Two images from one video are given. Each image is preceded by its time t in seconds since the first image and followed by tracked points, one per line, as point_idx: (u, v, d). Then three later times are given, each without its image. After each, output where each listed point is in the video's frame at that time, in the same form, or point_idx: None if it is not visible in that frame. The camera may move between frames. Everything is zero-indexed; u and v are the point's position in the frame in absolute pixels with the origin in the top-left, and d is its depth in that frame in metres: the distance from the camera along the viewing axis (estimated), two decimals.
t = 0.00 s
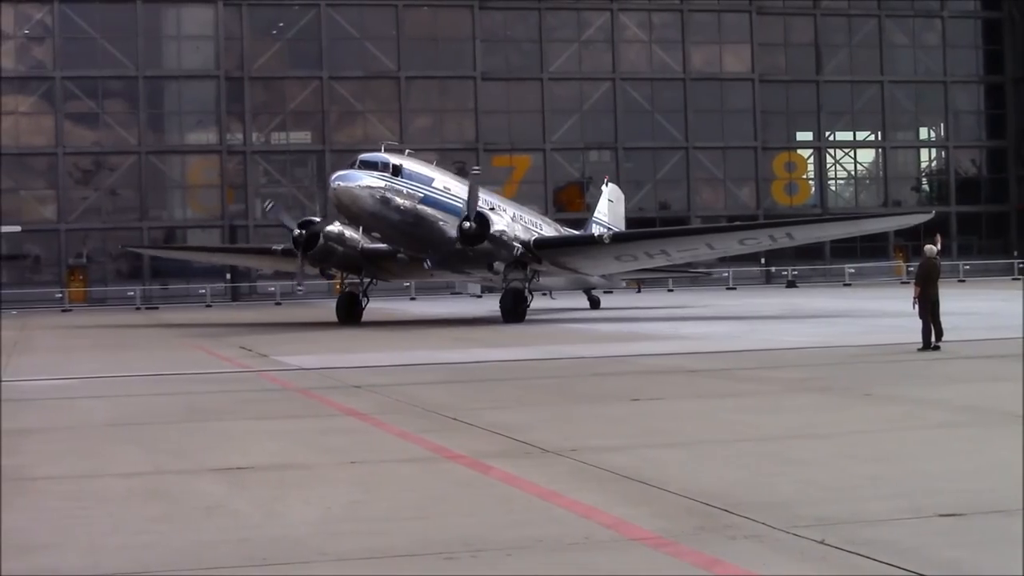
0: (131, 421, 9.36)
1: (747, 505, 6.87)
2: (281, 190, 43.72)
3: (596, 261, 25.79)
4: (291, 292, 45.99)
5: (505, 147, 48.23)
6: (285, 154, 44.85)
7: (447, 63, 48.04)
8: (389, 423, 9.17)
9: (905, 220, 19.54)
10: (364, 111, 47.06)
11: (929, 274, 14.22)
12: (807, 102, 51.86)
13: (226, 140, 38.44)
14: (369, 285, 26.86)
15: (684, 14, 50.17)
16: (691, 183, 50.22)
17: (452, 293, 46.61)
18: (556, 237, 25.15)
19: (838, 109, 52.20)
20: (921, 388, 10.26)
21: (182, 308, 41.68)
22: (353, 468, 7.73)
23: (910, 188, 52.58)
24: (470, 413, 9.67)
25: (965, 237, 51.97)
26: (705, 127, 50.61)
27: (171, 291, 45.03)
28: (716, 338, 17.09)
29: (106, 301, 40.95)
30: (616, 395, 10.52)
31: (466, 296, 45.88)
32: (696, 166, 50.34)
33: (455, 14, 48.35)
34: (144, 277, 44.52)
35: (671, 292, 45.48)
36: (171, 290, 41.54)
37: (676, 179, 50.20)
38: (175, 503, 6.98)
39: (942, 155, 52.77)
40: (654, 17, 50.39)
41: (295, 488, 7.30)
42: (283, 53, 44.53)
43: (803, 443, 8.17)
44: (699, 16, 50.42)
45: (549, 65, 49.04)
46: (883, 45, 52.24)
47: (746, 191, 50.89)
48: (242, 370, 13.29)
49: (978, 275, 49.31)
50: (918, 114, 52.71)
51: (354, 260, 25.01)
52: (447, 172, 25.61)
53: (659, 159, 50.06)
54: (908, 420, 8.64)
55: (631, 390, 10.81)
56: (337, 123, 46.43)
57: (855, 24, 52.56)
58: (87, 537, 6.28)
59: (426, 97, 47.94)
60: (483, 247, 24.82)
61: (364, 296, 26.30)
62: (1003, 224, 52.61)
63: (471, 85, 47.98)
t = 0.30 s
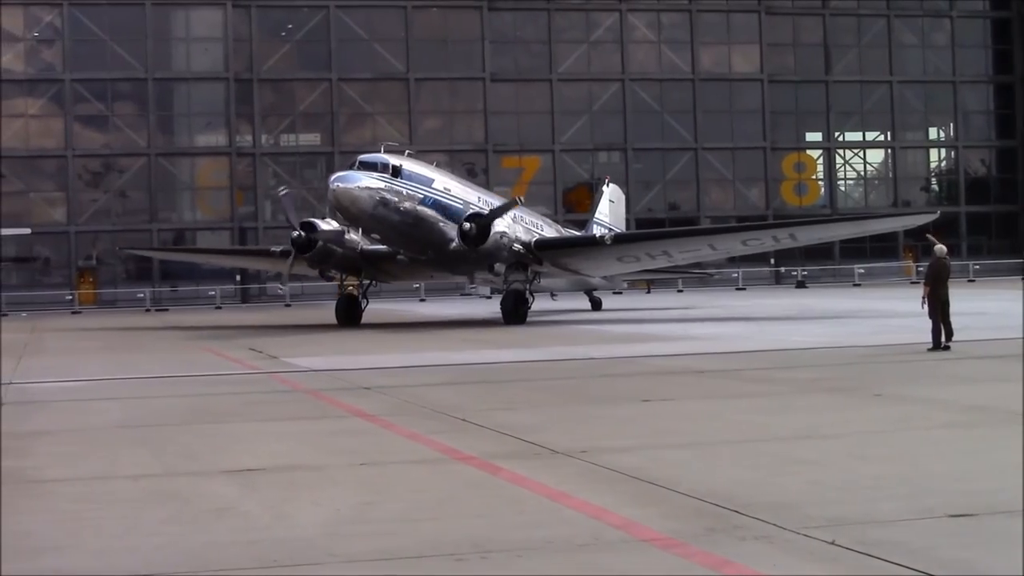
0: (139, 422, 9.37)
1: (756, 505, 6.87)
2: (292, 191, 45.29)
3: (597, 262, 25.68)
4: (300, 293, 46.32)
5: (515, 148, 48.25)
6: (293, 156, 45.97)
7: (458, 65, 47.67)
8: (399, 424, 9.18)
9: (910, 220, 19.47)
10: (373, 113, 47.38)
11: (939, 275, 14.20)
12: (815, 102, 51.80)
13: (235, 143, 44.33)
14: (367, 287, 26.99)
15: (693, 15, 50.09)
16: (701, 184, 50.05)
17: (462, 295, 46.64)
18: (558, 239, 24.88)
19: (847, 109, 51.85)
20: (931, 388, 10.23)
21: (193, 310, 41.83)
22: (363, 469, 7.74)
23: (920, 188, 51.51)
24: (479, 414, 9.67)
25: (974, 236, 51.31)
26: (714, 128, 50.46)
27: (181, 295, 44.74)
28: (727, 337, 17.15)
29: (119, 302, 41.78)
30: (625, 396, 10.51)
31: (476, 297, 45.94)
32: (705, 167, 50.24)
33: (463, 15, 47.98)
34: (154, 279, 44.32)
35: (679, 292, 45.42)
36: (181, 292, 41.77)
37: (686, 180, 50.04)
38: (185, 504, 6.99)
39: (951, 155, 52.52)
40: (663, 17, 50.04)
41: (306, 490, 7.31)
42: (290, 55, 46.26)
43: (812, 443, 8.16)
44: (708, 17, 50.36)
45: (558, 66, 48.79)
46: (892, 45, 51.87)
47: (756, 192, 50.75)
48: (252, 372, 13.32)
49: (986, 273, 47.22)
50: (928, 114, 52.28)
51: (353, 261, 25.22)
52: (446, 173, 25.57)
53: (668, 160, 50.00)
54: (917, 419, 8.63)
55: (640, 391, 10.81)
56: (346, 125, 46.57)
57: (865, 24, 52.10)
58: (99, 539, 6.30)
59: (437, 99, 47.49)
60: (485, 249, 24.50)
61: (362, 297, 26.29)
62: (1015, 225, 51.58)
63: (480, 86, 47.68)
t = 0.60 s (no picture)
0: (155, 426, 9.39)
1: (772, 509, 6.85)
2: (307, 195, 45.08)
3: (603, 265, 25.55)
4: (315, 296, 46.19)
5: (530, 152, 47.74)
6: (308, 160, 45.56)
7: (473, 66, 47.28)
8: (414, 428, 9.17)
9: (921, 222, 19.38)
10: (388, 116, 46.40)
11: (955, 278, 14.19)
12: (832, 106, 51.36)
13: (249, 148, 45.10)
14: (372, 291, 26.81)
15: (708, 18, 49.76)
16: (716, 187, 49.56)
17: (477, 298, 46.47)
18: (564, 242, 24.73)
19: (863, 113, 51.45)
20: (948, 392, 10.18)
21: (207, 313, 41.77)
22: (378, 473, 7.74)
23: (937, 191, 51.68)
24: (494, 418, 9.67)
25: (990, 238, 50.96)
26: (730, 131, 49.96)
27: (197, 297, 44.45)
28: (740, 341, 17.11)
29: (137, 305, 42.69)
30: (639, 399, 10.49)
31: (492, 300, 45.83)
32: (721, 170, 49.73)
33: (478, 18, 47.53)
34: (169, 282, 44.40)
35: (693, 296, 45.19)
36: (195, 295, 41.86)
37: (701, 183, 49.59)
38: (201, 507, 7.00)
39: (967, 157, 52.26)
40: (678, 20, 49.75)
41: (321, 493, 7.31)
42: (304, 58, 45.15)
43: (828, 447, 8.13)
44: (723, 20, 50.03)
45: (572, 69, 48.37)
46: (906, 48, 51.57)
47: (772, 195, 50.16)
48: (267, 375, 13.33)
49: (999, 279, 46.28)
50: (944, 116, 52.00)
51: (357, 264, 25.12)
52: (451, 175, 25.59)
53: (684, 164, 49.52)
54: (932, 422, 8.60)
55: (654, 395, 10.78)
56: (362, 128, 45.86)
57: (880, 28, 51.75)
58: (115, 542, 6.30)
59: (453, 102, 46.93)
60: (490, 252, 24.34)
61: (367, 302, 26.00)
62: None
63: (496, 90, 47.27)
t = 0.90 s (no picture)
0: (172, 429, 9.41)
1: (790, 513, 6.84)
2: (325, 199, 45.46)
3: (613, 269, 25.51)
4: (332, 300, 46.23)
5: (547, 156, 48.25)
6: (325, 164, 45.78)
7: (489, 71, 47.73)
8: (431, 432, 9.17)
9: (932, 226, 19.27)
10: (405, 120, 46.91)
11: (972, 283, 14.24)
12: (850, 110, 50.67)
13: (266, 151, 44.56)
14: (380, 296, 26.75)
15: (725, 23, 49.71)
16: (732, 190, 49.57)
17: (493, 302, 46.52)
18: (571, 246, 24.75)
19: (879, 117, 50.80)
20: (966, 396, 10.13)
21: (224, 317, 41.93)
22: (395, 476, 7.75)
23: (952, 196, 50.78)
24: (511, 422, 9.65)
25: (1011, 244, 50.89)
26: (746, 134, 50.03)
27: (214, 301, 44.32)
28: (755, 346, 17.10)
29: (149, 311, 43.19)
30: (656, 404, 10.48)
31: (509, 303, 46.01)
32: (737, 174, 49.75)
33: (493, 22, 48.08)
34: (187, 286, 45.03)
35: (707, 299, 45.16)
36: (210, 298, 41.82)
37: (718, 188, 49.60)
38: (218, 511, 7.01)
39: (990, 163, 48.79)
40: (694, 24, 49.80)
41: (338, 497, 7.31)
42: (323, 62, 46.24)
43: (844, 451, 8.13)
44: (738, 24, 49.92)
45: (589, 74, 48.72)
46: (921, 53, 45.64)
47: (789, 200, 50.12)
48: (285, 378, 13.35)
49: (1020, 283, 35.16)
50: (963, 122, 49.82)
51: (363, 269, 25.11)
52: (459, 179, 25.28)
53: (700, 167, 49.67)
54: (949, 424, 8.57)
55: (670, 399, 10.76)
56: (377, 132, 46.42)
57: (896, 31, 47.74)
58: (132, 545, 6.31)
59: (468, 106, 47.59)
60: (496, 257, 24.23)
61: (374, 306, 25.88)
62: None
63: (511, 93, 47.71)
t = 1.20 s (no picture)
0: (185, 432, 9.43)
1: (802, 517, 6.84)
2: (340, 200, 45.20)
3: (619, 273, 25.49)
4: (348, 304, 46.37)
5: (561, 159, 47.87)
6: (339, 166, 45.38)
7: (504, 74, 47.45)
8: (444, 435, 9.17)
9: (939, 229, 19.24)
10: (419, 124, 46.49)
11: (987, 287, 14.27)
12: (865, 113, 50.43)
13: (281, 154, 44.38)
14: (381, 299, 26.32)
15: (740, 26, 49.43)
16: (746, 194, 49.25)
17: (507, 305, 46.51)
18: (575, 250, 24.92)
19: (893, 120, 50.51)
20: (979, 399, 10.12)
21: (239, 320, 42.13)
22: (408, 479, 7.77)
23: (966, 199, 50.34)
24: (525, 425, 9.65)
25: None
26: (761, 138, 49.72)
27: (228, 303, 44.17)
28: (768, 349, 17.10)
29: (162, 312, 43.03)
30: (669, 408, 10.47)
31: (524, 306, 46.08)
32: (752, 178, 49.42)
33: (508, 26, 47.70)
34: (200, 289, 44.25)
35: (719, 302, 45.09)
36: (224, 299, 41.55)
37: (733, 192, 49.14)
38: (232, 513, 7.02)
39: (999, 165, 50.04)
40: (710, 27, 49.51)
41: (351, 500, 7.31)
42: (337, 65, 45.80)
43: (857, 455, 8.13)
44: (754, 28, 49.67)
45: (603, 77, 48.50)
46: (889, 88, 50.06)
47: (803, 204, 49.95)
48: (297, 381, 13.36)
49: None
50: (975, 124, 50.27)
51: (366, 272, 24.68)
52: (462, 182, 25.33)
53: (714, 171, 49.25)
54: (963, 426, 8.56)
55: (682, 403, 10.76)
56: (391, 136, 46.12)
57: (911, 35, 50.38)
58: (147, 548, 6.32)
59: (482, 108, 47.13)
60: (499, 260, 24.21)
61: (377, 310, 25.85)
62: None
63: (526, 96, 47.52)
